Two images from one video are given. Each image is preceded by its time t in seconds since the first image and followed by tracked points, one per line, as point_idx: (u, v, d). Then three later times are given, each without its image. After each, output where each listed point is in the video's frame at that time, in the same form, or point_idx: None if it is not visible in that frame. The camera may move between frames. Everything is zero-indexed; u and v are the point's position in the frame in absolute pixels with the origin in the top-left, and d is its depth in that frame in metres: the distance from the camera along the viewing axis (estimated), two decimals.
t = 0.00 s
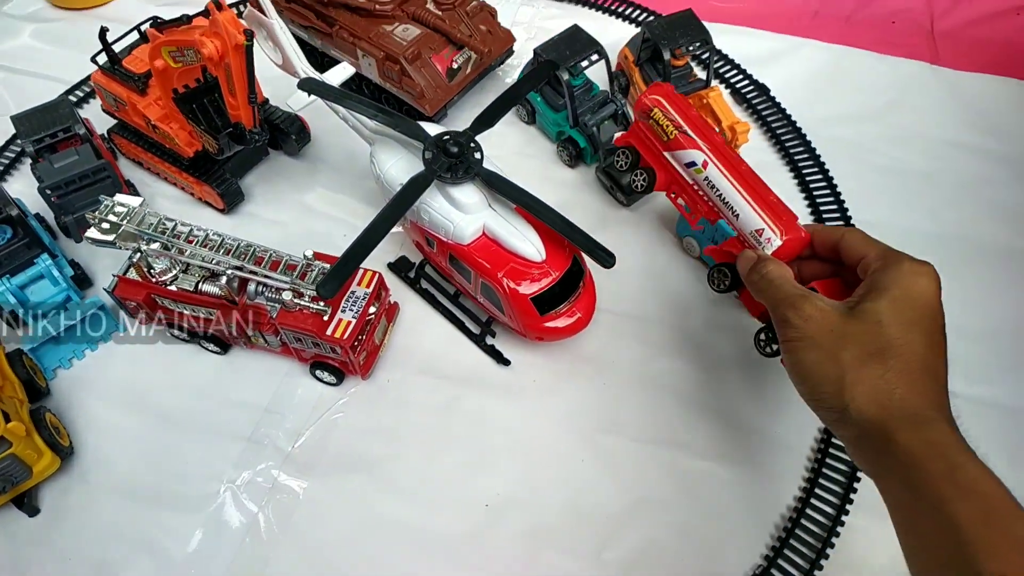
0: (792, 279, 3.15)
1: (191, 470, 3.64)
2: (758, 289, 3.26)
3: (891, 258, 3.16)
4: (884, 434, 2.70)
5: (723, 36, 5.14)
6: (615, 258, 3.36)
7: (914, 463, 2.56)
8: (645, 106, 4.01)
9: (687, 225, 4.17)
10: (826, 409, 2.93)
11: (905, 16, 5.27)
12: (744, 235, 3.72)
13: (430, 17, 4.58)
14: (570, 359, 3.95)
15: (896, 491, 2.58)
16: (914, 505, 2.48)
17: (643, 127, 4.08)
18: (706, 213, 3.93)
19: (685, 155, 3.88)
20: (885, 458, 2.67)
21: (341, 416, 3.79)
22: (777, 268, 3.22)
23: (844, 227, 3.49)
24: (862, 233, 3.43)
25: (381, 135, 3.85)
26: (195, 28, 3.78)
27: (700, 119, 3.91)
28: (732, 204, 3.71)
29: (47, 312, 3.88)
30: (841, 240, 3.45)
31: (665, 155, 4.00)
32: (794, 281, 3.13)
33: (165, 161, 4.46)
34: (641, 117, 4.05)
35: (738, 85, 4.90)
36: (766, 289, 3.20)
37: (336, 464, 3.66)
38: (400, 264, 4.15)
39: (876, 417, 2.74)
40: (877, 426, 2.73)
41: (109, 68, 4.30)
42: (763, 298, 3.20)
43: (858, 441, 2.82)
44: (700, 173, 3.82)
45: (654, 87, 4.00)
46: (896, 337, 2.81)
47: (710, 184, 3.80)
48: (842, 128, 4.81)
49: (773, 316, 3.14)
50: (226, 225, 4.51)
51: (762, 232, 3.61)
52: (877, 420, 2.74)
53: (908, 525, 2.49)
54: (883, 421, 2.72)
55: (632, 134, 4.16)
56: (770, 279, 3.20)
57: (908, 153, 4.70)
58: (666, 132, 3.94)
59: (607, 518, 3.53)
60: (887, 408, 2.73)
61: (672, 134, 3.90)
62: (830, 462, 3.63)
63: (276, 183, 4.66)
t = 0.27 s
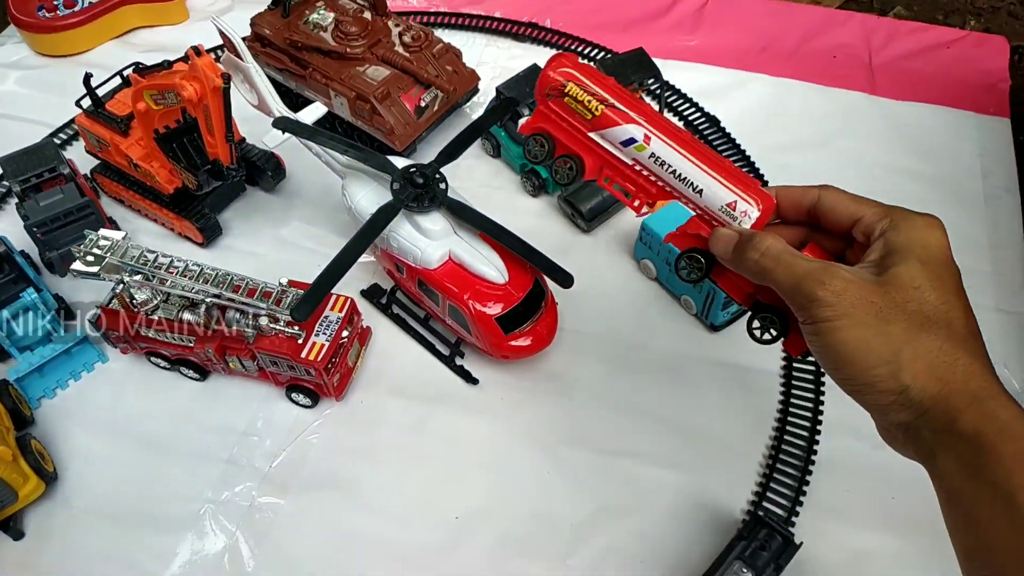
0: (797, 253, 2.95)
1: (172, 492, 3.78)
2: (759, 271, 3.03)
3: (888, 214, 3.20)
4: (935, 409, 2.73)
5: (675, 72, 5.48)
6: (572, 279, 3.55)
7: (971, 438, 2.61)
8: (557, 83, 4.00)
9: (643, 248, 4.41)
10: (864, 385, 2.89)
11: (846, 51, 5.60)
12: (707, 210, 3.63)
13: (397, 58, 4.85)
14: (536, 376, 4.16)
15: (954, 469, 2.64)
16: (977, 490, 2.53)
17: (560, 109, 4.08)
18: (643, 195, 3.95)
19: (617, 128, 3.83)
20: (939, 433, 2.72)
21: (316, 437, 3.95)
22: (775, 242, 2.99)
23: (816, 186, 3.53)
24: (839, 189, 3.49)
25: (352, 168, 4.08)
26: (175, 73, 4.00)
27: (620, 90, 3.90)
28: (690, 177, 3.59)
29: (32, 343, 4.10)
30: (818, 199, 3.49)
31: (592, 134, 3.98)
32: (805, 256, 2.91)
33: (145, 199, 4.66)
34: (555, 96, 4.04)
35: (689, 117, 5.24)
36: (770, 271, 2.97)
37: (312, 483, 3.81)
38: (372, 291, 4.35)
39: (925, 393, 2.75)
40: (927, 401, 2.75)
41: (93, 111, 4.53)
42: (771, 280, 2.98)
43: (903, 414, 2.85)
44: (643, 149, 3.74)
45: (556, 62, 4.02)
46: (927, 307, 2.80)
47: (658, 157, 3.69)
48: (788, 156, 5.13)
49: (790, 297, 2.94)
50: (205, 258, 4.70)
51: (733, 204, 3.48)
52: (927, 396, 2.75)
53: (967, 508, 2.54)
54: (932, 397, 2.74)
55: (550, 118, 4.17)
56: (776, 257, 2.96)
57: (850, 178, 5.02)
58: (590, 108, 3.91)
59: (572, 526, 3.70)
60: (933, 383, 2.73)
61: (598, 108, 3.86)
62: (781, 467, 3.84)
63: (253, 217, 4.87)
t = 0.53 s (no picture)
0: (759, 274, 2.97)
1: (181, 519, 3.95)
2: (724, 298, 3.03)
3: (845, 225, 3.33)
4: (923, 423, 2.80)
5: (660, 116, 5.80)
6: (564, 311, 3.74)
7: (958, 450, 2.69)
8: (471, 122, 3.74)
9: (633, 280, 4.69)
10: (849, 405, 2.94)
11: (821, 95, 5.92)
12: (653, 239, 3.53)
13: (397, 104, 5.12)
14: (530, 405, 4.34)
15: (946, 486, 2.71)
16: (971, 504, 2.59)
17: (478, 149, 3.87)
18: (579, 231, 3.87)
19: (544, 162, 3.64)
20: (928, 448, 2.79)
21: (320, 465, 4.12)
22: (734, 266, 3.02)
23: (761, 200, 3.66)
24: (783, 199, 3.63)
25: (355, 208, 4.30)
26: (189, 119, 4.23)
27: (536, 118, 3.69)
28: (631, 207, 3.48)
29: (47, 376, 4.31)
30: (766, 212, 3.62)
31: (518, 171, 3.77)
32: (771, 278, 2.93)
33: (156, 237, 4.88)
34: (470, 135, 3.80)
35: (674, 158, 5.52)
36: (736, 297, 2.97)
37: (316, 509, 3.97)
38: (374, 324, 4.56)
39: (909, 408, 2.81)
40: (911, 415, 2.82)
41: (107, 154, 4.75)
42: (739, 306, 2.98)
43: (891, 430, 2.91)
44: (575, 182, 3.58)
45: (464, 100, 3.76)
46: (900, 320, 2.87)
47: (592, 189, 3.57)
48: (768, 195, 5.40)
49: (762, 321, 2.95)
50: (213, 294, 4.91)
51: (683, 229, 3.39)
52: (912, 411, 2.81)
53: (960, 523, 2.60)
54: (917, 411, 2.80)
55: (471, 161, 3.93)
56: (740, 281, 2.97)
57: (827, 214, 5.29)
58: (511, 143, 3.68)
59: (566, 549, 3.85)
60: (917, 397, 2.80)
61: (521, 142, 3.64)
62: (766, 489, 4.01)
63: (259, 255, 5.09)
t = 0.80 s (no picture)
0: (758, 304, 2.88)
1: (202, 534, 4.05)
2: (724, 332, 2.92)
3: (835, 245, 3.38)
4: (938, 443, 2.83)
5: (669, 145, 5.96)
6: (577, 330, 3.90)
7: (976, 468, 2.74)
8: (440, 174, 3.40)
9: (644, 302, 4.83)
10: (863, 429, 2.93)
11: (827, 125, 6.08)
12: (641, 274, 3.28)
13: (415, 133, 5.29)
14: (543, 424, 4.44)
15: (964, 504, 2.79)
16: (994, 521, 2.67)
17: (448, 202, 3.51)
18: (564, 273, 3.49)
19: (519, 209, 3.31)
20: (945, 466, 2.84)
21: (337, 481, 4.22)
22: (729, 296, 2.92)
23: (746, 224, 3.68)
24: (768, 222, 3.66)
25: (376, 233, 4.47)
26: (218, 146, 4.41)
27: (505, 163, 3.39)
28: (618, 245, 3.21)
29: (73, 393, 4.43)
30: (754, 236, 3.63)
31: (492, 220, 3.42)
32: (772, 307, 2.86)
33: (180, 259, 5.04)
34: (439, 188, 3.45)
35: (683, 185, 5.67)
36: (737, 330, 2.88)
37: (333, 524, 4.07)
38: (391, 344, 4.69)
39: (923, 428, 2.84)
40: (925, 435, 2.84)
41: (135, 180, 4.95)
42: (741, 339, 2.89)
43: (907, 450, 2.94)
44: (555, 225, 3.26)
45: (430, 152, 3.44)
46: (905, 340, 2.88)
47: (573, 231, 3.25)
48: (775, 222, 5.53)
49: (767, 352, 2.88)
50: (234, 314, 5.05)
51: (672, 262, 3.18)
52: (926, 432, 2.84)
53: (981, 541, 2.70)
54: (931, 430, 2.83)
55: (441, 214, 3.56)
56: (739, 312, 2.87)
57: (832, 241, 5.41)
58: (482, 193, 3.35)
59: (578, 566, 3.93)
60: (931, 418, 2.82)
61: (493, 190, 3.31)
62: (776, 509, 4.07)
63: (279, 276, 5.24)
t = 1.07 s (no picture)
0: (743, 307, 2.92)
1: (209, 546, 4.11)
2: (710, 337, 2.96)
3: (817, 237, 3.42)
4: (934, 439, 2.89)
5: (666, 158, 6.04)
6: (576, 338, 3.98)
7: (973, 463, 2.80)
8: (396, 189, 3.33)
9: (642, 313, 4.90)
10: (859, 428, 2.98)
11: (822, 137, 6.17)
12: (616, 280, 3.29)
13: (415, 148, 5.37)
14: (544, 434, 4.49)
15: (963, 502, 2.84)
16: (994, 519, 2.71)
17: (407, 220, 3.44)
18: (536, 284, 3.48)
19: (484, 221, 3.28)
20: (942, 463, 2.89)
21: (341, 492, 4.28)
22: (712, 300, 2.95)
23: (723, 220, 3.72)
24: (744, 216, 3.69)
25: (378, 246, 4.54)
26: (222, 161, 4.48)
27: (465, 175, 3.36)
28: (589, 252, 3.21)
29: (79, 406, 4.49)
30: (731, 232, 3.67)
31: (456, 235, 3.38)
32: (758, 309, 2.91)
33: (185, 273, 5.10)
34: (396, 206, 3.38)
35: (681, 197, 5.74)
36: (723, 335, 2.92)
37: (338, 535, 4.13)
38: (393, 356, 4.74)
39: (918, 425, 2.89)
40: (920, 431, 2.90)
41: (140, 195, 5.01)
42: (728, 343, 2.94)
43: (903, 448, 2.99)
44: (523, 236, 3.25)
45: (385, 168, 3.37)
46: (894, 336, 2.95)
47: (543, 240, 3.24)
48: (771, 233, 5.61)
49: (756, 355, 2.92)
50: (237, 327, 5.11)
51: (647, 266, 3.19)
52: (921, 428, 2.90)
53: (981, 539, 2.75)
54: (927, 427, 2.88)
55: (401, 232, 3.49)
56: (724, 316, 2.92)
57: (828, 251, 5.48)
58: (443, 208, 3.30)
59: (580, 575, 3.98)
60: (926, 414, 2.87)
61: (454, 205, 3.27)
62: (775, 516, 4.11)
63: (281, 289, 5.30)
